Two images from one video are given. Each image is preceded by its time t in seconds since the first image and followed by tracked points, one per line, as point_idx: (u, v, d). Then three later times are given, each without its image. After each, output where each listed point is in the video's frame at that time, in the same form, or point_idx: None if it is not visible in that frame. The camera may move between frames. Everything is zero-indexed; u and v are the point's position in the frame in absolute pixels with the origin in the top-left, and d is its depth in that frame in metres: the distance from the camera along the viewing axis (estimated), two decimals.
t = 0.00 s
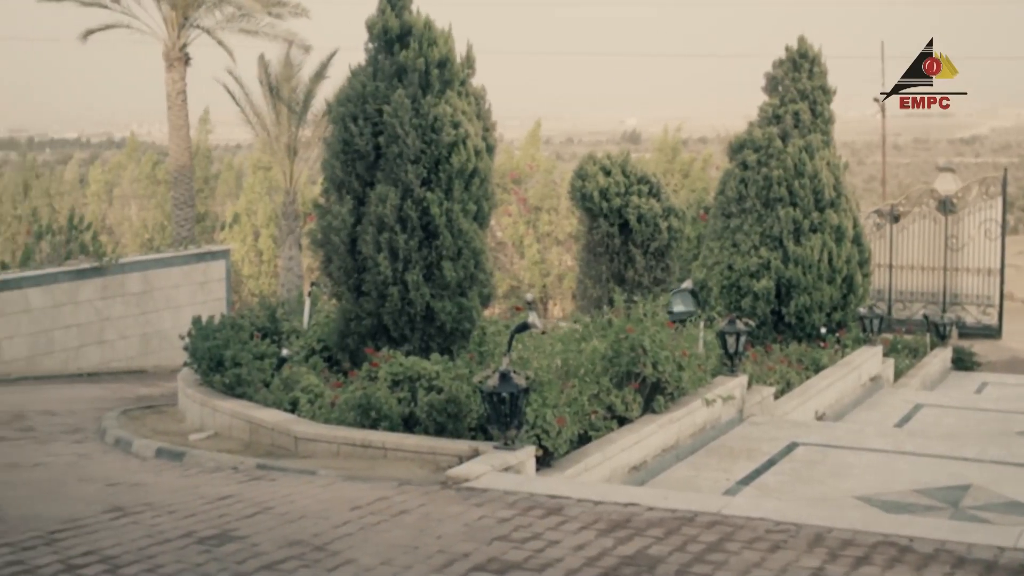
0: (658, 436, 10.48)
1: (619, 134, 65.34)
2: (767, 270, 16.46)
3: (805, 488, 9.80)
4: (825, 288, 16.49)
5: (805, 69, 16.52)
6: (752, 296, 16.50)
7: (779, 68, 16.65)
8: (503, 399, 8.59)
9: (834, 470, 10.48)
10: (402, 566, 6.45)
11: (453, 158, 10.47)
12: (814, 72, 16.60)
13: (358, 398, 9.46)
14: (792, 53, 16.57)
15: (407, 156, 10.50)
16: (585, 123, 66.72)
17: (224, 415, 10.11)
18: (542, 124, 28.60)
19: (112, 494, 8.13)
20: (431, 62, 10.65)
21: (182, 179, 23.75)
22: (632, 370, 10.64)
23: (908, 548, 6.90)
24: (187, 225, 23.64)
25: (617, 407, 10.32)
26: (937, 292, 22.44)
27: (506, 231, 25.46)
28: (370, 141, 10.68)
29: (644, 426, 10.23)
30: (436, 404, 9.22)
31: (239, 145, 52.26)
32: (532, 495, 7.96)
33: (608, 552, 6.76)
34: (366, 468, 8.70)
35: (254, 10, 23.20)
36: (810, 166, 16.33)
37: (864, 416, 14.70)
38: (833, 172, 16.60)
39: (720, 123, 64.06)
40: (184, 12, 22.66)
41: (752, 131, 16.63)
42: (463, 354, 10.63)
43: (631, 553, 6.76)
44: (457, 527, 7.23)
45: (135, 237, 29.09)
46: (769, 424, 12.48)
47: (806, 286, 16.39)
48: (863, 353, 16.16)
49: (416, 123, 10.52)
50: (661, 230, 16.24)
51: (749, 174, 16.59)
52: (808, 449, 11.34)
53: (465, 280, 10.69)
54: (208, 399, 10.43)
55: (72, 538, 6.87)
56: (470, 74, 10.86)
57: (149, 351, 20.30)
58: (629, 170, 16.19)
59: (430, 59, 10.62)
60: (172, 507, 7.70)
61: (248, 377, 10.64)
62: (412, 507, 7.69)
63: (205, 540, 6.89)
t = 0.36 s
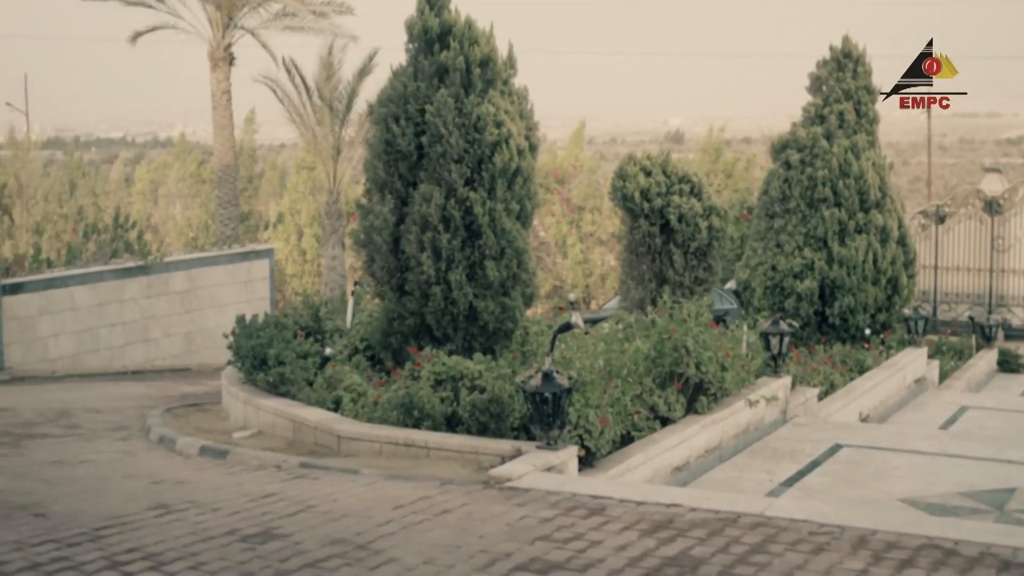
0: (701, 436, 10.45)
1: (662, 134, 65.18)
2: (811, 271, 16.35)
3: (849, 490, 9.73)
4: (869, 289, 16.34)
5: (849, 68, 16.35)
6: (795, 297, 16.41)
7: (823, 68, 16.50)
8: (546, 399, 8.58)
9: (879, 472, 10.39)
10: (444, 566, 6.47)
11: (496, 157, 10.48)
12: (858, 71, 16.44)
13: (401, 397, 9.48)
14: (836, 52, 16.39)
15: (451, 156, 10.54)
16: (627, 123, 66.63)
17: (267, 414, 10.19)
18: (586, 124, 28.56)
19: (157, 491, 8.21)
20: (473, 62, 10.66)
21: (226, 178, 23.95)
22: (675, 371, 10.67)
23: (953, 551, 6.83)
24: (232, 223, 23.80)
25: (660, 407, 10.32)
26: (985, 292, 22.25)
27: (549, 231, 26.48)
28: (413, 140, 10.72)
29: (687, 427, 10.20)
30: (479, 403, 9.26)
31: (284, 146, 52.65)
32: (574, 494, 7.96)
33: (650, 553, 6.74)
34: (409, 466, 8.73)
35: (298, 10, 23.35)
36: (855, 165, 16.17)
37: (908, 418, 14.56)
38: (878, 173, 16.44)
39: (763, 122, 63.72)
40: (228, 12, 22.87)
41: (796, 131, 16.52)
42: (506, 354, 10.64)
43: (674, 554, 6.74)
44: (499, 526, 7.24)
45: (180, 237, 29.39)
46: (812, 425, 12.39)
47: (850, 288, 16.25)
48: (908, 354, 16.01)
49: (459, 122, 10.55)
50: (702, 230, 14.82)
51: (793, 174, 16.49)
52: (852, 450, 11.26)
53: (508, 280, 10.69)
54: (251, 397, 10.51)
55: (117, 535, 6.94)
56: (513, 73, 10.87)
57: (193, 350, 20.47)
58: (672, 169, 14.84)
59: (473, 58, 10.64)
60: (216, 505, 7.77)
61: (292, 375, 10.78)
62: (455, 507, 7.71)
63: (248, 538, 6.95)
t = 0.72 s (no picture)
0: (746, 436, 10.40)
1: (707, 132, 64.98)
2: (857, 270, 16.21)
3: (895, 491, 9.64)
4: (915, 288, 16.18)
5: (896, 65, 16.40)
6: (841, 296, 16.28)
7: (869, 65, 16.50)
8: (590, 398, 8.58)
9: (925, 472, 10.29)
10: (487, 563, 6.49)
11: (539, 155, 10.48)
12: (904, 69, 16.44)
13: (445, 394, 9.52)
14: (883, 49, 16.47)
15: (494, 153, 10.55)
16: (672, 121, 66.48)
17: (312, 410, 10.26)
18: (631, 122, 28.52)
19: (202, 486, 8.29)
20: (517, 59, 10.67)
21: (271, 175, 24.12)
22: (720, 369, 10.62)
23: (1001, 553, 6.75)
24: (277, 221, 23.96)
25: (704, 406, 10.27)
26: None
27: (594, 229, 27.04)
28: (457, 138, 10.78)
29: (732, 426, 10.16)
30: (523, 401, 9.25)
31: (330, 144, 53.01)
32: (618, 493, 7.95)
33: (694, 552, 6.72)
34: (453, 464, 8.76)
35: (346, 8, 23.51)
36: (901, 164, 16.03)
37: (954, 418, 14.41)
38: (925, 171, 16.29)
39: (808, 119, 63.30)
40: (274, 10, 23.09)
41: (843, 129, 16.36)
42: (550, 352, 10.63)
43: (718, 553, 6.72)
44: (543, 524, 7.24)
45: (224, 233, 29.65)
46: (857, 425, 12.28)
47: (896, 287, 16.10)
48: (955, 355, 15.85)
49: (502, 120, 10.56)
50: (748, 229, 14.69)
51: (840, 172, 16.32)
52: (898, 450, 11.15)
53: (552, 277, 10.68)
54: (296, 394, 10.59)
55: (163, 530, 7.02)
56: (557, 70, 10.85)
57: (239, 346, 20.64)
58: (717, 167, 14.74)
59: (517, 55, 10.64)
60: (260, 501, 7.83)
61: (336, 372, 10.82)
62: (498, 504, 7.72)
63: (293, 534, 7.00)
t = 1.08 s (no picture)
0: (788, 433, 10.36)
1: (750, 128, 64.64)
2: (900, 267, 16.06)
3: (939, 489, 9.56)
4: (959, 286, 16.02)
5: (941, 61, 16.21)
6: (884, 293, 16.12)
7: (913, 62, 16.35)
8: (631, 394, 8.59)
9: (969, 471, 10.20)
10: (528, 559, 6.50)
11: (582, 152, 10.49)
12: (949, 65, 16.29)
13: (486, 391, 9.56)
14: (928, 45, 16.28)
15: (537, 150, 10.55)
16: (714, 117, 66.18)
17: (353, 405, 10.32)
18: (673, 118, 28.44)
19: (244, 481, 8.37)
20: (561, 56, 10.67)
21: (314, 171, 24.25)
22: (762, 367, 10.60)
23: None
24: (319, 216, 24.08)
25: (746, 403, 10.23)
26: None
27: (635, 225, 27.10)
28: (501, 134, 10.82)
29: (774, 423, 10.12)
30: (564, 398, 9.27)
31: (372, 139, 53.26)
32: (659, 490, 7.95)
33: (735, 550, 6.71)
34: (494, 459, 8.78)
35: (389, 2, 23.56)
36: (945, 161, 15.87)
37: (999, 417, 14.26)
38: (969, 168, 16.15)
39: (853, 115, 62.79)
40: (316, 5, 23.24)
41: (886, 126, 16.21)
42: (590, 348, 10.63)
43: (759, 551, 6.70)
44: (584, 521, 7.25)
45: (267, 229, 29.88)
46: (899, 423, 12.19)
47: (940, 284, 15.94)
48: (1000, 353, 15.70)
49: (545, 117, 10.57)
50: (792, 226, 14.60)
51: (883, 169, 16.19)
52: (941, 449, 11.06)
53: (594, 274, 10.68)
54: (337, 389, 10.66)
55: (205, 524, 7.10)
56: (600, 67, 10.85)
57: (280, 341, 20.78)
58: (761, 164, 14.63)
59: (561, 52, 10.64)
60: (302, 496, 7.89)
61: (377, 367, 10.86)
62: (539, 500, 7.74)
63: (334, 529, 7.05)
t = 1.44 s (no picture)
0: (827, 432, 10.30)
1: (789, 124, 64.34)
2: (941, 265, 15.91)
3: (981, 489, 9.48)
4: (1002, 284, 15.82)
5: (983, 57, 16.02)
6: (924, 291, 15.98)
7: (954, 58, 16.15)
8: (669, 391, 8.60)
9: (1011, 471, 10.10)
10: (566, 556, 6.52)
11: (622, 148, 10.48)
12: (992, 61, 16.11)
13: (524, 387, 9.58)
14: (970, 41, 16.08)
15: (576, 146, 10.56)
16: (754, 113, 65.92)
17: (391, 401, 10.37)
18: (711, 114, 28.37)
19: (282, 476, 8.44)
20: (602, 52, 10.66)
21: (351, 167, 24.36)
22: (800, 365, 10.59)
23: None
24: (356, 211, 24.19)
25: (785, 401, 10.20)
26: None
27: (673, 222, 27.03)
28: (539, 130, 10.83)
29: (812, 421, 10.08)
30: (602, 394, 9.28)
31: (410, 135, 53.48)
32: (697, 487, 7.93)
33: (773, 548, 6.68)
34: (531, 456, 8.80)
35: None
36: (987, 158, 15.71)
37: None
38: (1012, 165, 15.97)
39: (894, 111, 62.33)
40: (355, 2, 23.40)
41: (926, 123, 16.09)
42: (629, 346, 10.63)
43: (797, 549, 6.67)
44: (621, 518, 7.26)
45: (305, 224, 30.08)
46: (940, 422, 12.09)
47: (981, 282, 15.75)
48: None
49: (585, 113, 10.57)
50: (831, 223, 14.49)
51: (924, 166, 16.07)
52: (983, 448, 10.96)
53: (633, 271, 10.68)
54: (375, 385, 10.71)
55: (244, 519, 7.16)
56: (641, 63, 10.83)
57: (318, 337, 20.92)
58: (799, 160, 14.54)
59: (601, 48, 10.63)
60: (339, 491, 7.95)
61: (415, 363, 10.92)
62: (576, 497, 7.76)
63: (371, 524, 7.09)
